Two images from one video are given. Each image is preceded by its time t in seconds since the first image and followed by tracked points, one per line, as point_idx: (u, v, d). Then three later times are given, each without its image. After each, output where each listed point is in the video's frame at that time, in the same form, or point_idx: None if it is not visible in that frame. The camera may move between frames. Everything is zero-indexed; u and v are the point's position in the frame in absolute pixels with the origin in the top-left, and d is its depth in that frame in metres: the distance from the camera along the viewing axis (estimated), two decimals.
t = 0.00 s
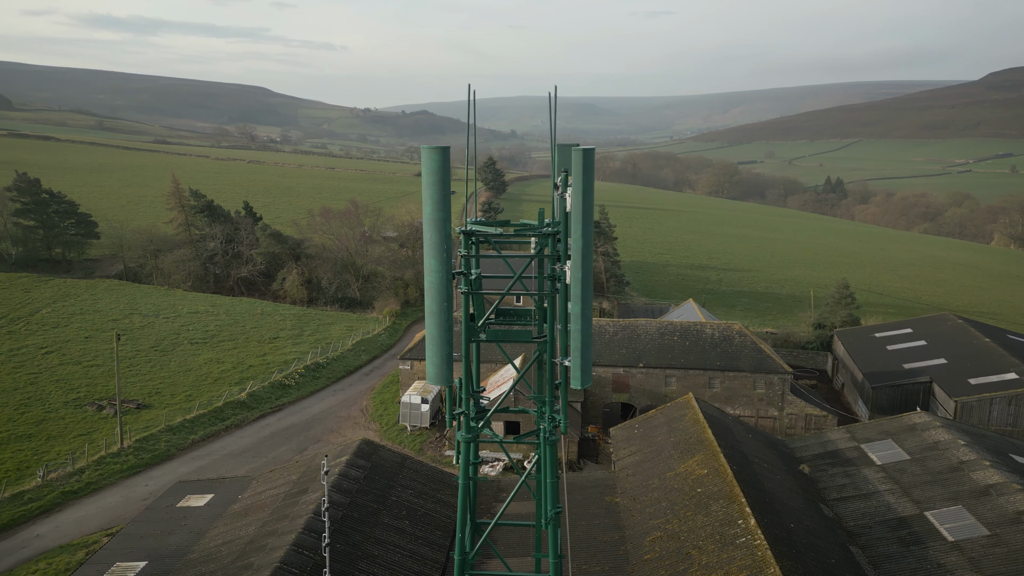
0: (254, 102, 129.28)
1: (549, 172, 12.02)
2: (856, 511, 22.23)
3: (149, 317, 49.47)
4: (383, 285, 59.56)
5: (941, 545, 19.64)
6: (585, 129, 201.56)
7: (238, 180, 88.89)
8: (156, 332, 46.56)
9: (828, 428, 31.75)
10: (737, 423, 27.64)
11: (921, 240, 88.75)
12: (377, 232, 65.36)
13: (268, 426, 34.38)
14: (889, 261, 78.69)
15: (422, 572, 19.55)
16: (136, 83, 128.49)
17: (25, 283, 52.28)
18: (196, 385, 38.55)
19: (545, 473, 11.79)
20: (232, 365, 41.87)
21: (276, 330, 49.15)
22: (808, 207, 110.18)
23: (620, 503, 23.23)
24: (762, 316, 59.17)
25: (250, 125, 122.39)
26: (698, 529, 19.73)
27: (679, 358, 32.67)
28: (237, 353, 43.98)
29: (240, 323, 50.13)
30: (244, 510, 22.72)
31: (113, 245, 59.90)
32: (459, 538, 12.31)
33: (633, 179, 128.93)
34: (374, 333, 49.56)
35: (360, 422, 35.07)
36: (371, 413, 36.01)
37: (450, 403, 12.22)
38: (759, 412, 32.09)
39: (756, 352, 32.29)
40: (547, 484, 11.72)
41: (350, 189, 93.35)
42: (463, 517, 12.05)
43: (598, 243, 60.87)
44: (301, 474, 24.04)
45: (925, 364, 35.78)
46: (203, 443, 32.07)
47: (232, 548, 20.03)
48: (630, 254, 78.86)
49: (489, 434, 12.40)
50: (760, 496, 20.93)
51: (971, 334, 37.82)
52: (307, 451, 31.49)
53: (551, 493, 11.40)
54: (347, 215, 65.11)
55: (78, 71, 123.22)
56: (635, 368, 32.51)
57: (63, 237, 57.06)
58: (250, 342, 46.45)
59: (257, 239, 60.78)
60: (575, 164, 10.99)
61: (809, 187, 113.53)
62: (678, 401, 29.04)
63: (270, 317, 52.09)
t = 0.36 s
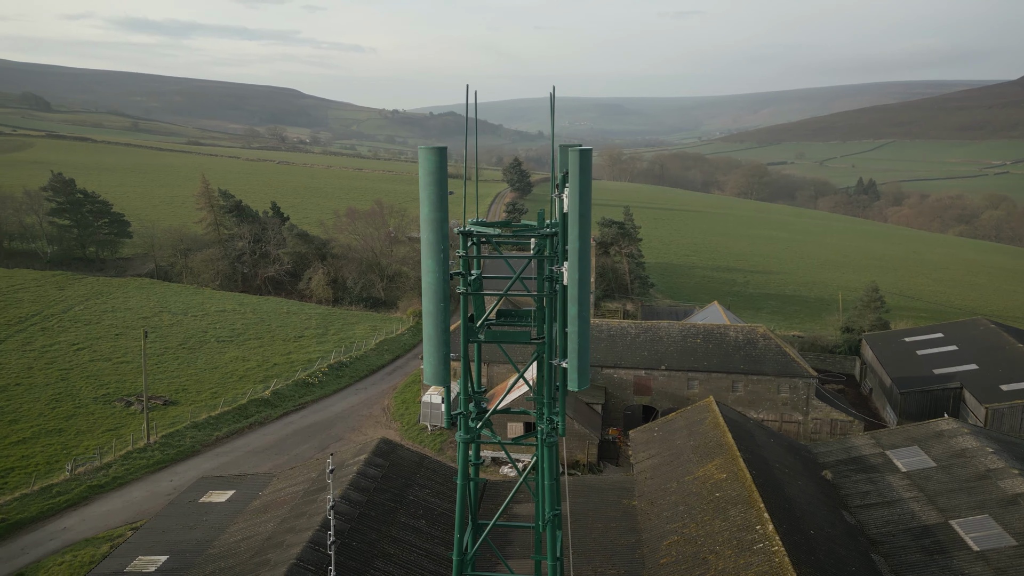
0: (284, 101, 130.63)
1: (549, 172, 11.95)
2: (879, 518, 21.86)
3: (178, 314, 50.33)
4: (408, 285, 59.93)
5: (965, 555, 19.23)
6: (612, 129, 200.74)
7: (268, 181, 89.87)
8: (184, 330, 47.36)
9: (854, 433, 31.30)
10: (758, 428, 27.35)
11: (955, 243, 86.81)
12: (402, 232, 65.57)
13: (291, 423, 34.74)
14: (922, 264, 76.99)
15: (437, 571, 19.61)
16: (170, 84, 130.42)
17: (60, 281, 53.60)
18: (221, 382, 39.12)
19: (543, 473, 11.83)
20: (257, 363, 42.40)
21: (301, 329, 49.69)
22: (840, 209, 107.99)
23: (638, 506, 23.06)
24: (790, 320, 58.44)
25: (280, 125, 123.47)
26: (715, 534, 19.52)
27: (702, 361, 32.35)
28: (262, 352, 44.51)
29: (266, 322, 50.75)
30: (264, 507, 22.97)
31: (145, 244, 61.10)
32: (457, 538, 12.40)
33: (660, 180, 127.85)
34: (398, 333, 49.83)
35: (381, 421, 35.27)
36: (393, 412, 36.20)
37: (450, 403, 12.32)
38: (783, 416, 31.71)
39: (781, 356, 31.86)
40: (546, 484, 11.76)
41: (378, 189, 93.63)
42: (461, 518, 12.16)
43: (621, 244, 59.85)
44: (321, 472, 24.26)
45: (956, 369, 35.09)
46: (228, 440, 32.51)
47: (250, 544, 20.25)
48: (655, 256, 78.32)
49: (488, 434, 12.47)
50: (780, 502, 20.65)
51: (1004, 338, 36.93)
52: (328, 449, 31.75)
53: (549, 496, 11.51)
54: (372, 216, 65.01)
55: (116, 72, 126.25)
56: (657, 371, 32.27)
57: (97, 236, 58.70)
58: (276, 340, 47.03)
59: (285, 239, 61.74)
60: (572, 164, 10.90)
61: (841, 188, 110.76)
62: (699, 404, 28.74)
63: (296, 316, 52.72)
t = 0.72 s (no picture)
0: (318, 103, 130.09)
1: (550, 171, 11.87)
2: (905, 526, 21.47)
3: (207, 312, 51.16)
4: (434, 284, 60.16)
5: (994, 565, 18.77)
6: (640, 128, 199.41)
7: (298, 181, 90.77)
8: (214, 327, 48.14)
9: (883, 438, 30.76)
10: (781, 432, 27.01)
11: (992, 243, 84.47)
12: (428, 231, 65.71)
13: (315, 420, 35.12)
14: (958, 266, 74.98)
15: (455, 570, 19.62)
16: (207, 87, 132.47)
17: (95, 278, 54.89)
18: (249, 379, 39.72)
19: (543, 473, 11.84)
20: (284, 360, 42.96)
21: (327, 327, 50.23)
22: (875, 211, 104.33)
23: (657, 510, 22.89)
24: (821, 323, 57.53)
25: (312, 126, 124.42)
26: (734, 538, 19.32)
27: (727, 364, 32.01)
28: (289, 349, 45.05)
29: (294, 320, 51.40)
30: (285, 503, 23.22)
31: (178, 243, 62.32)
32: (456, 538, 12.43)
33: (690, 181, 126.45)
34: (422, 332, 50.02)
35: (405, 419, 35.48)
36: (416, 411, 36.41)
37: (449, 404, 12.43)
38: (810, 420, 31.31)
39: (807, 360, 31.41)
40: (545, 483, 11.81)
41: (406, 189, 93.89)
42: (461, 517, 12.23)
43: (647, 244, 60.05)
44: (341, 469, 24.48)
45: (990, 375, 34.26)
46: (254, 436, 32.98)
47: (270, 539, 20.48)
48: (683, 257, 77.80)
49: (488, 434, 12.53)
50: (801, 507, 20.37)
51: None
52: (352, 446, 32.03)
53: (547, 497, 11.58)
54: (398, 215, 64.15)
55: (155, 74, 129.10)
56: (681, 373, 32.03)
57: (131, 235, 60.32)
58: (303, 338, 47.60)
59: (313, 239, 62.45)
60: (569, 164, 10.78)
61: (875, 187, 108.00)
62: (721, 407, 28.43)
63: (323, 315, 53.29)
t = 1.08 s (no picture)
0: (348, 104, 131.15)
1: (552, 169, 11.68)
2: (930, 534, 21.05)
3: (237, 310, 51.93)
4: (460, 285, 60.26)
5: None
6: (669, 128, 198.10)
7: (327, 181, 91.59)
8: (242, 325, 48.88)
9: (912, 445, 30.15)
10: (805, 436, 26.64)
11: None
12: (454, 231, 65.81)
13: (339, 418, 35.45)
14: (997, 270, 73.09)
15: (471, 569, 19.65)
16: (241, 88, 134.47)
17: (128, 276, 56.14)
18: (275, 376, 40.22)
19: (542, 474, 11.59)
20: (309, 359, 43.44)
21: (353, 326, 50.70)
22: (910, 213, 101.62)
23: (677, 513, 22.68)
24: (851, 327, 56.72)
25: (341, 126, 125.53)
26: (753, 544, 19.07)
27: (752, 366, 31.68)
28: (314, 348, 45.52)
29: (321, 319, 51.96)
30: (305, 499, 23.44)
31: (209, 242, 63.39)
32: (456, 539, 12.23)
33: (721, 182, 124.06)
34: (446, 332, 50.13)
35: (427, 419, 35.64)
36: (439, 410, 36.53)
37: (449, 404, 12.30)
38: (837, 425, 30.81)
39: (835, 363, 30.95)
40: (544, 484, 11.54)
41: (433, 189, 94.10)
42: (460, 517, 12.05)
43: (675, 246, 59.42)
44: (361, 467, 24.66)
45: None
46: (278, 432, 33.38)
47: (289, 536, 20.69)
48: (711, 258, 77.22)
49: (488, 435, 12.36)
50: (823, 514, 20.05)
51: None
52: (374, 444, 32.27)
53: (546, 496, 11.31)
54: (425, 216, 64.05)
55: (189, 76, 133.17)
56: (704, 376, 31.78)
57: (165, 234, 61.62)
58: (328, 336, 48.11)
59: (340, 239, 63.05)
60: (566, 164, 10.59)
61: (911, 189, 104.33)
62: (744, 410, 28.04)
63: (349, 314, 53.74)
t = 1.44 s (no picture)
0: (377, 105, 132.07)
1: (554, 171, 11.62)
2: (956, 544, 20.64)
3: (265, 308, 52.64)
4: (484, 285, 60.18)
5: None
6: (699, 129, 196.35)
7: (355, 181, 92.20)
8: (270, 323, 49.53)
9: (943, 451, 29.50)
10: (829, 441, 26.26)
11: None
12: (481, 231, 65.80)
13: (362, 416, 35.74)
14: None
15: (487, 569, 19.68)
16: (274, 90, 136.40)
17: (161, 275, 57.36)
18: (300, 374, 40.72)
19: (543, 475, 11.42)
20: (335, 357, 43.88)
21: (379, 325, 51.06)
22: (946, 215, 96.03)
23: (696, 518, 22.46)
24: (883, 331, 55.81)
25: (369, 126, 126.30)
26: (773, 550, 18.84)
27: (778, 370, 31.24)
28: (340, 347, 45.96)
29: (347, 317, 52.45)
30: (325, 496, 23.61)
31: (239, 241, 64.37)
32: (455, 537, 12.17)
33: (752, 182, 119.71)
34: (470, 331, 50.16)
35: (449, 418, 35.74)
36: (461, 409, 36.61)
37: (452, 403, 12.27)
38: (865, 431, 30.28)
39: (864, 368, 30.41)
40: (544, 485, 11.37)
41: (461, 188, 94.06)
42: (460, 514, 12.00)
43: (701, 247, 58.73)
44: (382, 465, 24.82)
45: None
46: (303, 429, 33.76)
47: (308, 532, 20.85)
48: (739, 260, 76.52)
49: (491, 435, 12.30)
50: (846, 520, 19.74)
51: None
52: (396, 443, 32.46)
53: (545, 499, 11.02)
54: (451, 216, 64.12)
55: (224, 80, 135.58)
56: (728, 379, 31.42)
57: (196, 233, 62.57)
58: (354, 335, 48.56)
59: (367, 238, 63.49)
60: (564, 164, 10.51)
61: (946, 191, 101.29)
62: (768, 414, 27.65)
63: (375, 313, 54.12)
